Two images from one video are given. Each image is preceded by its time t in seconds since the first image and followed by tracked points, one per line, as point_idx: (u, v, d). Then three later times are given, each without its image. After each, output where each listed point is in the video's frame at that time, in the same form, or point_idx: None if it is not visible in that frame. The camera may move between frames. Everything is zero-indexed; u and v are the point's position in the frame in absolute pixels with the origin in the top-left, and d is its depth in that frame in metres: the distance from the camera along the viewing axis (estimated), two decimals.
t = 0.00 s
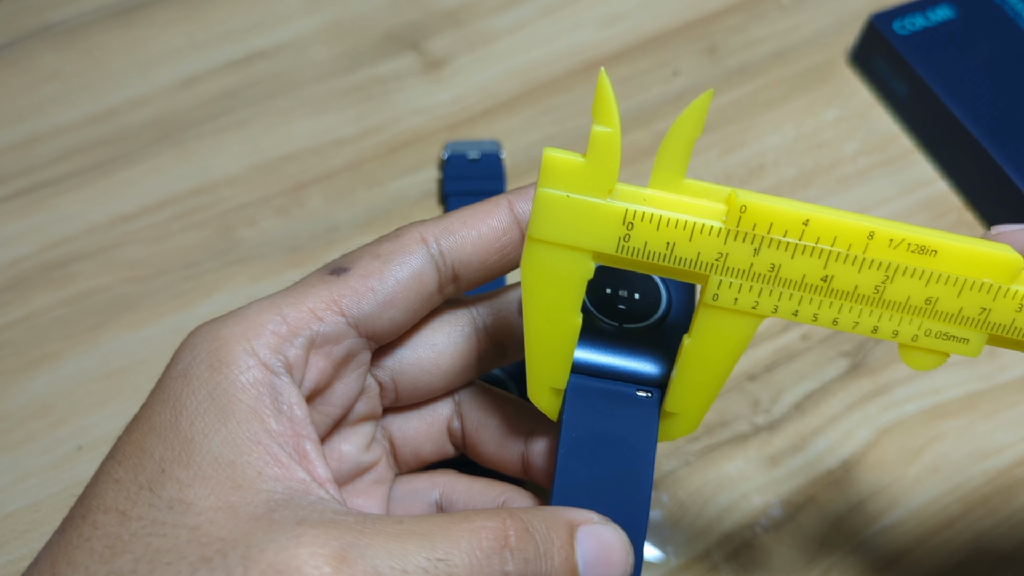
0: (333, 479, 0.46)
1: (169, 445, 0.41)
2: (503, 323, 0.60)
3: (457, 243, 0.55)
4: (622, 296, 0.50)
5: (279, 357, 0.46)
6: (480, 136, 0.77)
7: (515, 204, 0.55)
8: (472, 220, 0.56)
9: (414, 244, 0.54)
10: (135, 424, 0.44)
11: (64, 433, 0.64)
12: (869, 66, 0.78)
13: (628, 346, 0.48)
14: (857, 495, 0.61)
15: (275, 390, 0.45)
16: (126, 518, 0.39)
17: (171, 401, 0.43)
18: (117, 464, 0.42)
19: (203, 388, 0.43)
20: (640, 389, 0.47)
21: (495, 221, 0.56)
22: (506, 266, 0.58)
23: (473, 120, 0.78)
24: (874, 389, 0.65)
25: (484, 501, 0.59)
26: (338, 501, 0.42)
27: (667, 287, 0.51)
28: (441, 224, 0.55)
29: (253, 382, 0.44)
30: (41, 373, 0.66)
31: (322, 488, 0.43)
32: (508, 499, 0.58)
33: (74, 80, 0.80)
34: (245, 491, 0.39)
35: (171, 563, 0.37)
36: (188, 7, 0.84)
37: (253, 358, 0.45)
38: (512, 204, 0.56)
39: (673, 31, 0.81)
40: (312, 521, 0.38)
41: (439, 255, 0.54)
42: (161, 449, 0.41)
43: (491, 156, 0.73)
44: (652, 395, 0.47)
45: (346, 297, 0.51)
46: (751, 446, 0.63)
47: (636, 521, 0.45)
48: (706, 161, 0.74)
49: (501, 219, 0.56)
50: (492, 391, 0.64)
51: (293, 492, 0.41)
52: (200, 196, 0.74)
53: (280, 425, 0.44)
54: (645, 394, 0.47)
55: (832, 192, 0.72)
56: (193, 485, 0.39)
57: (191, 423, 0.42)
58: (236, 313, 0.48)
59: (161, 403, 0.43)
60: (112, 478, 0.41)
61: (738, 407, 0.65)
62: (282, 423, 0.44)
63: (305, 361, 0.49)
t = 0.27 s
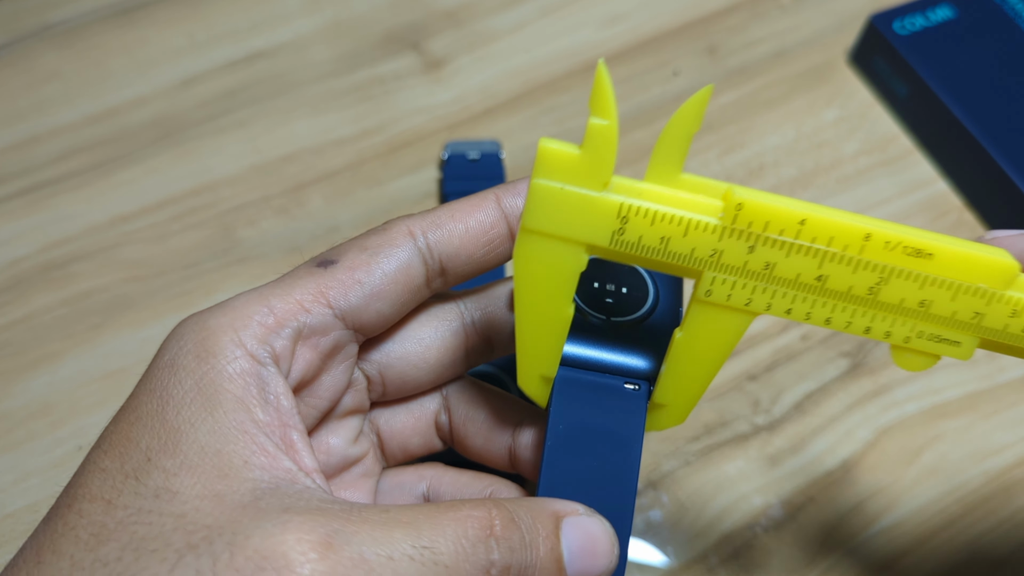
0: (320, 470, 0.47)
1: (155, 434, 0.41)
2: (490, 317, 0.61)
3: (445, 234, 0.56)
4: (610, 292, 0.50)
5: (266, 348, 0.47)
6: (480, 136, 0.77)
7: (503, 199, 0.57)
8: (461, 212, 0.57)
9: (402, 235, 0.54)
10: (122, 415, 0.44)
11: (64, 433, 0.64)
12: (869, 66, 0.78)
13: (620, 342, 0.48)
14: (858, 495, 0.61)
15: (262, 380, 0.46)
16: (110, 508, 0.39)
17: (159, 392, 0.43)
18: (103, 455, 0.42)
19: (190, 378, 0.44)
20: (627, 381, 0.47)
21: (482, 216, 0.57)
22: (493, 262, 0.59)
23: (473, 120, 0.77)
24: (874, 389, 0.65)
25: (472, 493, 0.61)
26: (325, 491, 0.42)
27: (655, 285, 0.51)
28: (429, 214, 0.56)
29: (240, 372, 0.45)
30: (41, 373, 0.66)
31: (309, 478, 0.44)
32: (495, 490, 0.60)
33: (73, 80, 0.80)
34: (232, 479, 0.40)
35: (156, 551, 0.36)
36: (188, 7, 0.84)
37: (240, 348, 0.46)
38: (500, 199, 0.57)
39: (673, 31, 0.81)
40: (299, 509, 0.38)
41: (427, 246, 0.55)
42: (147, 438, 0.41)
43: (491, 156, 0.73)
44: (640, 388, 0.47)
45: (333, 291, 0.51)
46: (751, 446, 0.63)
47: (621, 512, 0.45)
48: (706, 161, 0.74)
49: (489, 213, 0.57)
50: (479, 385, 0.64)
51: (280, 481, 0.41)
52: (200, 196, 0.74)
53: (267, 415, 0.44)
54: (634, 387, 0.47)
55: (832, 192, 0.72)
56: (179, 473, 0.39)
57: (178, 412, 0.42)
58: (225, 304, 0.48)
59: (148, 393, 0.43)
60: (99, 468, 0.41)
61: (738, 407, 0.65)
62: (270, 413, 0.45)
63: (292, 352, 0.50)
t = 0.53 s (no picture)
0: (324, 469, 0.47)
1: (160, 435, 0.42)
2: (491, 317, 0.62)
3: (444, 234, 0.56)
4: (608, 292, 0.54)
5: (269, 348, 0.47)
6: (480, 136, 0.77)
7: (500, 200, 0.57)
8: (465, 211, 0.57)
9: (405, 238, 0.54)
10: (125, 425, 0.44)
11: (64, 433, 0.64)
12: (868, 66, 0.78)
13: (620, 343, 0.52)
14: (857, 494, 0.61)
15: (266, 380, 0.46)
16: (116, 508, 0.39)
17: (163, 395, 0.43)
18: (108, 454, 0.42)
19: (194, 378, 0.44)
20: (626, 378, 0.51)
21: (480, 217, 0.57)
22: (492, 261, 0.60)
23: (473, 120, 0.78)
24: (874, 389, 0.65)
25: (472, 487, 0.61)
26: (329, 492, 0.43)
27: (653, 287, 0.55)
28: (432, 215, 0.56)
29: (244, 373, 0.45)
30: (42, 373, 0.66)
31: (313, 478, 0.44)
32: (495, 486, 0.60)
33: (73, 80, 0.80)
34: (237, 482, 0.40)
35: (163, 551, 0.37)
36: (188, 7, 0.84)
37: (243, 350, 0.46)
38: (498, 200, 0.57)
39: (673, 31, 0.81)
40: (304, 510, 0.39)
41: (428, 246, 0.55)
42: (152, 438, 0.42)
43: (491, 156, 0.74)
44: (638, 386, 0.51)
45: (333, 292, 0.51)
46: (751, 446, 0.63)
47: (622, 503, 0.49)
48: (705, 161, 0.74)
49: (489, 213, 0.57)
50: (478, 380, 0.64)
51: (286, 483, 0.42)
52: (200, 196, 0.74)
53: (271, 416, 0.45)
54: (631, 384, 0.51)
55: (831, 193, 0.72)
56: (185, 474, 0.40)
57: (182, 412, 0.43)
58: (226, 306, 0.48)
59: (157, 395, 0.44)
60: (101, 489, 0.41)
61: (738, 407, 0.64)
62: (273, 414, 0.45)
63: (295, 352, 0.49)
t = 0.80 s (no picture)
0: None
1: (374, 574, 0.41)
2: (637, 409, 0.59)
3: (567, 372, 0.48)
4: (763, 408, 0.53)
5: (468, 476, 0.44)
6: (481, 136, 0.77)
7: (673, 311, 0.51)
8: (577, 327, 0.50)
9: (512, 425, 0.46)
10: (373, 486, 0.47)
11: (64, 432, 0.64)
12: (869, 65, 0.78)
13: (762, 465, 0.51)
14: (858, 494, 0.61)
15: (465, 513, 0.44)
16: None
17: (387, 501, 0.43)
18: None
19: (404, 513, 0.43)
20: (775, 507, 0.51)
21: (645, 329, 0.51)
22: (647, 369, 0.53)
23: (474, 120, 0.77)
24: (875, 389, 0.64)
25: None
26: None
27: (790, 394, 0.54)
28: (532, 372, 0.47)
29: (443, 503, 0.44)
30: (42, 372, 0.66)
31: None
32: None
33: (74, 79, 0.80)
34: None
35: None
36: (188, 7, 0.84)
37: (442, 480, 0.44)
38: (665, 315, 0.51)
39: (674, 30, 0.81)
40: None
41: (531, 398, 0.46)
42: None
43: (492, 156, 0.74)
44: (785, 513, 0.51)
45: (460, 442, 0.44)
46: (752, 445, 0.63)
47: None
48: (707, 161, 0.74)
49: (654, 326, 0.51)
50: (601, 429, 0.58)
51: None
52: (200, 196, 0.74)
53: (470, 550, 0.44)
54: (780, 511, 0.51)
55: (832, 192, 0.72)
56: None
57: (393, 547, 0.42)
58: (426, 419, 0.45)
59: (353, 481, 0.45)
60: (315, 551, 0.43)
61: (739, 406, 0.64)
62: (473, 550, 0.45)
63: (493, 476, 0.46)
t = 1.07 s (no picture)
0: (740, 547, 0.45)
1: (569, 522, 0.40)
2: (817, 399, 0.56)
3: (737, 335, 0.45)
4: (936, 362, 0.53)
5: (695, 417, 0.41)
6: (480, 137, 0.77)
7: (871, 266, 0.49)
8: (780, 280, 0.48)
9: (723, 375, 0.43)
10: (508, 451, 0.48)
11: (63, 433, 0.64)
12: (868, 65, 0.78)
13: (911, 413, 0.50)
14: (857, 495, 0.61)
15: (696, 454, 0.41)
16: None
17: (607, 451, 0.41)
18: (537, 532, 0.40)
19: (616, 456, 0.41)
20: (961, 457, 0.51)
21: (833, 284, 0.49)
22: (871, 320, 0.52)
23: (473, 120, 0.78)
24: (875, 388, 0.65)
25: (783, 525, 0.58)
26: None
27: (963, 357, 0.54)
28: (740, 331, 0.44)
29: (658, 444, 0.41)
30: (41, 373, 0.66)
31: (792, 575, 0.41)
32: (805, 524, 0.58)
33: (74, 80, 0.80)
34: None
35: None
36: (188, 6, 0.84)
37: (658, 421, 0.41)
38: (864, 271, 0.49)
39: (673, 31, 0.81)
40: None
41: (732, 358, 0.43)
42: (580, 526, 0.40)
43: (491, 157, 0.74)
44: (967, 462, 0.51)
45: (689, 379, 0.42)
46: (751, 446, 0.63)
47: None
48: (706, 161, 0.74)
49: (855, 281, 0.49)
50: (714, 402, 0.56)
51: None
52: (200, 196, 0.74)
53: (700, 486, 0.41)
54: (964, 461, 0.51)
55: (831, 193, 0.73)
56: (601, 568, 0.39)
57: (598, 490, 0.40)
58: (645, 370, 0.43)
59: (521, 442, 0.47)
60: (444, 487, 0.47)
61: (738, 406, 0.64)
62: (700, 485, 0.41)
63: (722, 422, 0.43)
